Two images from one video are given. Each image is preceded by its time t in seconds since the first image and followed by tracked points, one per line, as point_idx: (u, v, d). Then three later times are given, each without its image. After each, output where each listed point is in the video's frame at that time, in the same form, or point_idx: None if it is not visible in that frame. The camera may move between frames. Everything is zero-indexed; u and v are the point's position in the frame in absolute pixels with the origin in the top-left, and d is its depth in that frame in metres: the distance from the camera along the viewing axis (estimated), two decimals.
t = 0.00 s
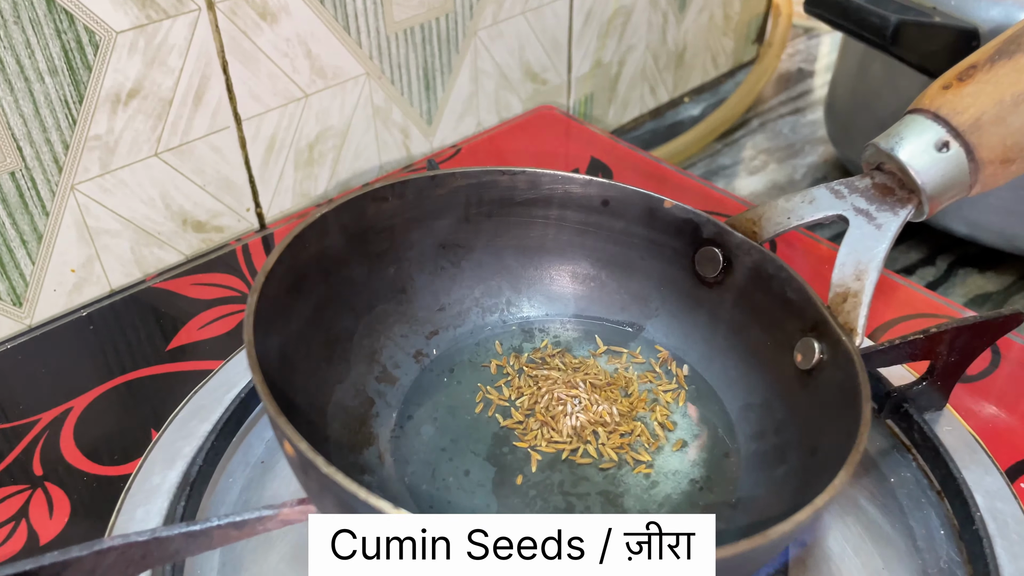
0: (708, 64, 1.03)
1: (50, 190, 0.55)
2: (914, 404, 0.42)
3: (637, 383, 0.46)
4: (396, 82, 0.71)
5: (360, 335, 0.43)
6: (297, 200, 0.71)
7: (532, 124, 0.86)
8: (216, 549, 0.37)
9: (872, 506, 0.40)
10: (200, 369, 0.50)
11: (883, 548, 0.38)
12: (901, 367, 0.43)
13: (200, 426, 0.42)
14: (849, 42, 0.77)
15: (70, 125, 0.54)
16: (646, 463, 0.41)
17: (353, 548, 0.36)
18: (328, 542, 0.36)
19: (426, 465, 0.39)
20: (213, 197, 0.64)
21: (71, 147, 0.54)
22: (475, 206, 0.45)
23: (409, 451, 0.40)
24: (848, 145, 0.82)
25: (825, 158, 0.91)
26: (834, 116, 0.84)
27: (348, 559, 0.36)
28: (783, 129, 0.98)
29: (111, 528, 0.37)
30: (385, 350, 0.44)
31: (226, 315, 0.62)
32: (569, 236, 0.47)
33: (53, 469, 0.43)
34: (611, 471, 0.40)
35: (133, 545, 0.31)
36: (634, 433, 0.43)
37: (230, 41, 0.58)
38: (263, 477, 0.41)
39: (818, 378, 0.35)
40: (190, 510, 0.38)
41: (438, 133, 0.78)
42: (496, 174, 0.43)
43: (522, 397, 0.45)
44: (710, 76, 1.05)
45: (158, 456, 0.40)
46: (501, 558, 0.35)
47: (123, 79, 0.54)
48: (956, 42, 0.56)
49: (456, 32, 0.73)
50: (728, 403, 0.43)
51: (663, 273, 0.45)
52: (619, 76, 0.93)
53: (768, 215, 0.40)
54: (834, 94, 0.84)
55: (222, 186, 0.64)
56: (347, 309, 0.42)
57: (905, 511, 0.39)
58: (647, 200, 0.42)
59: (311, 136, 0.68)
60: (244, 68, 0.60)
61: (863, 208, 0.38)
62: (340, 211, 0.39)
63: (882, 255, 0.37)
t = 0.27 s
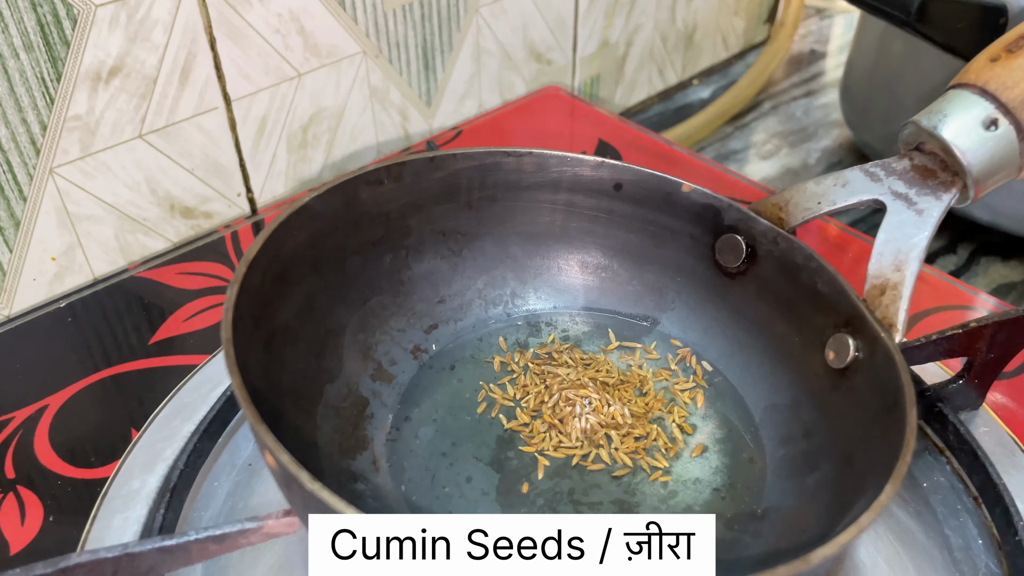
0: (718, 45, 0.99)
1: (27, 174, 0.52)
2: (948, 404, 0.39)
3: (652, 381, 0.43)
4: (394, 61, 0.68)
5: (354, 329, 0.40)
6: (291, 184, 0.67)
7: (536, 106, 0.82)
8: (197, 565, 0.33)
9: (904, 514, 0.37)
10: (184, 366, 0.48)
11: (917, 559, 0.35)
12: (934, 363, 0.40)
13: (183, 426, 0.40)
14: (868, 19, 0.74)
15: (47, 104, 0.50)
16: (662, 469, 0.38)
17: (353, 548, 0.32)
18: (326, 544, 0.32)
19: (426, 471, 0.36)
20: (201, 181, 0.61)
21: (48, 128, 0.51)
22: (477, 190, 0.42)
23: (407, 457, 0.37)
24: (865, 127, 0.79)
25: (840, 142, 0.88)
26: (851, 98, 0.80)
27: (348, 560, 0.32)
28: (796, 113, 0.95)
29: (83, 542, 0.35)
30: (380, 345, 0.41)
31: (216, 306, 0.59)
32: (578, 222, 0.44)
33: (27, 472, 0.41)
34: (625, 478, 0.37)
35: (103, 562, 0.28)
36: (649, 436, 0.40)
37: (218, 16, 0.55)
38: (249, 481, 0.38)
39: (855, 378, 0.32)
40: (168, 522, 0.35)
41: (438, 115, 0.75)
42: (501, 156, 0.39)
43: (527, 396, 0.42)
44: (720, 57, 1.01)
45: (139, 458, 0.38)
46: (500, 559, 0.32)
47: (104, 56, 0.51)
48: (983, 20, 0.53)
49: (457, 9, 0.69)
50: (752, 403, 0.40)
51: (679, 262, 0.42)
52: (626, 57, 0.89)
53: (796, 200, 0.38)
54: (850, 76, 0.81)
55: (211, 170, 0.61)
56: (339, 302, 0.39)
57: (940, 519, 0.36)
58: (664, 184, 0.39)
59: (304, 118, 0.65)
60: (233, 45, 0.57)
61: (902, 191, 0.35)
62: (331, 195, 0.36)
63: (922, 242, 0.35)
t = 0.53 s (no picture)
0: (728, 27, 0.96)
1: (11, 157, 0.49)
2: (979, 400, 0.37)
3: (668, 377, 0.41)
4: (393, 41, 0.65)
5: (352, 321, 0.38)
6: (287, 168, 0.65)
7: (541, 89, 0.80)
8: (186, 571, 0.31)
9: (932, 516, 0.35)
10: (175, 359, 0.46)
11: (947, 564, 0.33)
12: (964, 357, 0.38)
13: (174, 423, 0.38)
14: None
15: (31, 85, 0.48)
16: (679, 471, 0.36)
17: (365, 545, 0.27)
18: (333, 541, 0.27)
19: (429, 473, 0.35)
20: (194, 166, 0.59)
21: (33, 110, 0.49)
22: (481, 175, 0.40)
23: (409, 457, 0.35)
24: (880, 111, 0.76)
25: (853, 127, 0.86)
26: (864, 82, 0.78)
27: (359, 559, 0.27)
28: (807, 97, 0.92)
29: (65, 550, 0.33)
30: (380, 339, 0.39)
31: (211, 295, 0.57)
32: (588, 208, 0.42)
33: (9, 471, 0.39)
34: (640, 481, 0.36)
35: (82, 572, 0.26)
36: (665, 435, 0.38)
37: None
38: (243, 480, 0.36)
39: (889, 375, 0.31)
40: (156, 528, 0.33)
41: (439, 98, 0.73)
42: (507, 138, 0.37)
43: (536, 393, 0.40)
44: (729, 40, 0.99)
45: (126, 456, 0.36)
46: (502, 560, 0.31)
47: (90, 34, 0.49)
48: None
49: None
50: (773, 399, 0.38)
51: (695, 250, 0.40)
52: (633, 39, 0.87)
53: (823, 184, 0.36)
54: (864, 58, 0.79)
55: (204, 154, 0.59)
56: (337, 292, 0.37)
57: (971, 522, 0.34)
58: (681, 167, 0.37)
59: (301, 100, 0.62)
60: (226, 23, 0.54)
61: (938, 175, 0.34)
62: (327, 179, 0.34)
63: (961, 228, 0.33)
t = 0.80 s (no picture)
0: (731, 15, 0.95)
1: None
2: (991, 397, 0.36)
3: (672, 374, 0.40)
4: (390, 28, 0.64)
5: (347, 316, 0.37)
6: (282, 159, 0.64)
7: (541, 78, 0.78)
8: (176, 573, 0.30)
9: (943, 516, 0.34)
10: (168, 354, 0.45)
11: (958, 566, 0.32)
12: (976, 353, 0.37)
13: (165, 420, 0.37)
14: None
15: (18, 72, 0.47)
16: (684, 472, 0.35)
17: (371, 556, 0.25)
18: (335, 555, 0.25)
19: (427, 474, 0.34)
20: (187, 156, 0.57)
21: (20, 98, 0.48)
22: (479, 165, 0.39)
23: (406, 457, 0.34)
24: (886, 101, 0.75)
25: (857, 117, 0.85)
26: (870, 71, 0.76)
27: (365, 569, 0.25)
28: (811, 86, 0.91)
29: (51, 552, 0.32)
30: (375, 334, 0.38)
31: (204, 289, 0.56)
32: (591, 201, 0.40)
33: None
34: (643, 482, 0.35)
35: None
36: (669, 434, 0.37)
37: None
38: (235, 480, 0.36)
39: (902, 374, 0.30)
40: (144, 529, 0.32)
41: (438, 86, 0.72)
42: (506, 127, 0.36)
43: (536, 390, 0.39)
44: (732, 28, 0.97)
45: (115, 455, 0.35)
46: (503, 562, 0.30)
47: (78, 20, 0.47)
48: None
49: None
50: (779, 397, 0.37)
51: (700, 243, 0.39)
52: (635, 27, 0.85)
53: (834, 175, 0.35)
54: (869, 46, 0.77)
55: (197, 144, 0.57)
56: (330, 287, 0.36)
57: (983, 523, 0.33)
58: (686, 158, 0.36)
59: (296, 89, 0.61)
60: (218, 9, 0.53)
61: (953, 166, 0.33)
62: (321, 170, 0.33)
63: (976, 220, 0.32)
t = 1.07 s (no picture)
0: (729, 10, 0.95)
1: None
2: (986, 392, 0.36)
3: (667, 370, 0.40)
4: (386, 22, 0.64)
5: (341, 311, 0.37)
6: (278, 153, 0.64)
7: (538, 72, 0.78)
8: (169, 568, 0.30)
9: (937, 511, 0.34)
10: (162, 348, 0.45)
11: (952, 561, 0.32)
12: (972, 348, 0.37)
13: (158, 415, 0.37)
14: None
15: (11, 66, 0.47)
16: (678, 467, 0.35)
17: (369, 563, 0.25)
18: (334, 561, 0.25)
19: (421, 469, 0.34)
20: (182, 150, 0.57)
21: (13, 92, 0.47)
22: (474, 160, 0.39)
23: (399, 453, 0.34)
24: (883, 96, 0.75)
25: (855, 112, 0.84)
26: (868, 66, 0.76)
27: None
28: (809, 81, 0.91)
29: (44, 547, 0.32)
30: (369, 330, 0.38)
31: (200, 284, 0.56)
32: (586, 196, 0.40)
33: None
34: (638, 477, 0.35)
35: (56, 573, 0.25)
36: (663, 430, 0.37)
37: None
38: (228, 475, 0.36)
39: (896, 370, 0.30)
40: (137, 524, 0.32)
41: (434, 81, 0.71)
42: (501, 121, 0.36)
43: (530, 385, 0.39)
44: (730, 22, 0.97)
45: (108, 451, 0.35)
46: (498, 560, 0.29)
47: (72, 13, 0.47)
48: None
49: None
50: (774, 393, 0.37)
51: (695, 238, 0.39)
52: (632, 21, 0.85)
53: (829, 169, 0.35)
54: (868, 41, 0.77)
55: (192, 138, 0.57)
56: (324, 282, 0.35)
57: (977, 518, 0.33)
58: (681, 152, 0.36)
59: (291, 83, 0.61)
60: (213, 2, 0.53)
61: (949, 160, 0.32)
62: (314, 164, 0.33)
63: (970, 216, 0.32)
